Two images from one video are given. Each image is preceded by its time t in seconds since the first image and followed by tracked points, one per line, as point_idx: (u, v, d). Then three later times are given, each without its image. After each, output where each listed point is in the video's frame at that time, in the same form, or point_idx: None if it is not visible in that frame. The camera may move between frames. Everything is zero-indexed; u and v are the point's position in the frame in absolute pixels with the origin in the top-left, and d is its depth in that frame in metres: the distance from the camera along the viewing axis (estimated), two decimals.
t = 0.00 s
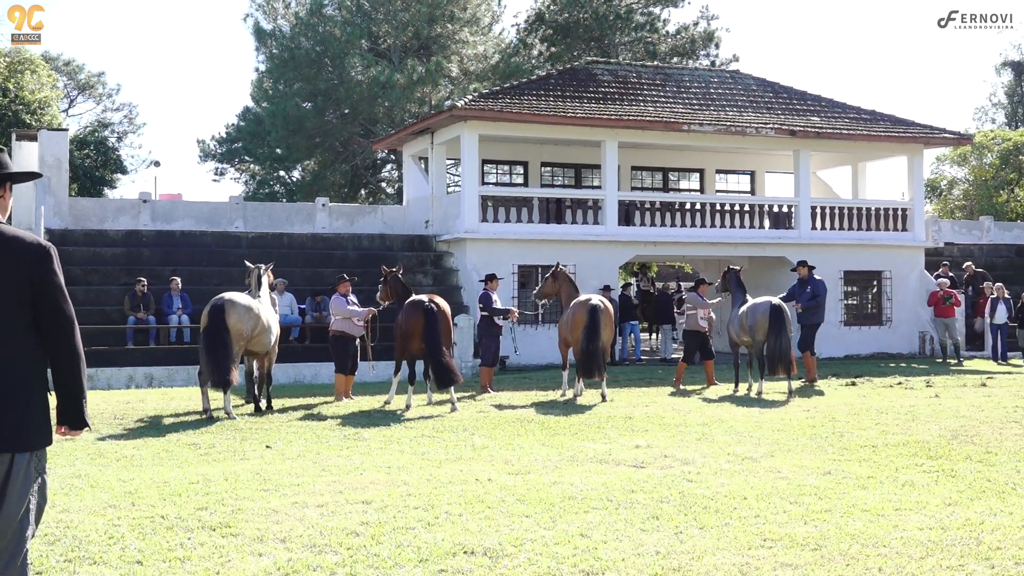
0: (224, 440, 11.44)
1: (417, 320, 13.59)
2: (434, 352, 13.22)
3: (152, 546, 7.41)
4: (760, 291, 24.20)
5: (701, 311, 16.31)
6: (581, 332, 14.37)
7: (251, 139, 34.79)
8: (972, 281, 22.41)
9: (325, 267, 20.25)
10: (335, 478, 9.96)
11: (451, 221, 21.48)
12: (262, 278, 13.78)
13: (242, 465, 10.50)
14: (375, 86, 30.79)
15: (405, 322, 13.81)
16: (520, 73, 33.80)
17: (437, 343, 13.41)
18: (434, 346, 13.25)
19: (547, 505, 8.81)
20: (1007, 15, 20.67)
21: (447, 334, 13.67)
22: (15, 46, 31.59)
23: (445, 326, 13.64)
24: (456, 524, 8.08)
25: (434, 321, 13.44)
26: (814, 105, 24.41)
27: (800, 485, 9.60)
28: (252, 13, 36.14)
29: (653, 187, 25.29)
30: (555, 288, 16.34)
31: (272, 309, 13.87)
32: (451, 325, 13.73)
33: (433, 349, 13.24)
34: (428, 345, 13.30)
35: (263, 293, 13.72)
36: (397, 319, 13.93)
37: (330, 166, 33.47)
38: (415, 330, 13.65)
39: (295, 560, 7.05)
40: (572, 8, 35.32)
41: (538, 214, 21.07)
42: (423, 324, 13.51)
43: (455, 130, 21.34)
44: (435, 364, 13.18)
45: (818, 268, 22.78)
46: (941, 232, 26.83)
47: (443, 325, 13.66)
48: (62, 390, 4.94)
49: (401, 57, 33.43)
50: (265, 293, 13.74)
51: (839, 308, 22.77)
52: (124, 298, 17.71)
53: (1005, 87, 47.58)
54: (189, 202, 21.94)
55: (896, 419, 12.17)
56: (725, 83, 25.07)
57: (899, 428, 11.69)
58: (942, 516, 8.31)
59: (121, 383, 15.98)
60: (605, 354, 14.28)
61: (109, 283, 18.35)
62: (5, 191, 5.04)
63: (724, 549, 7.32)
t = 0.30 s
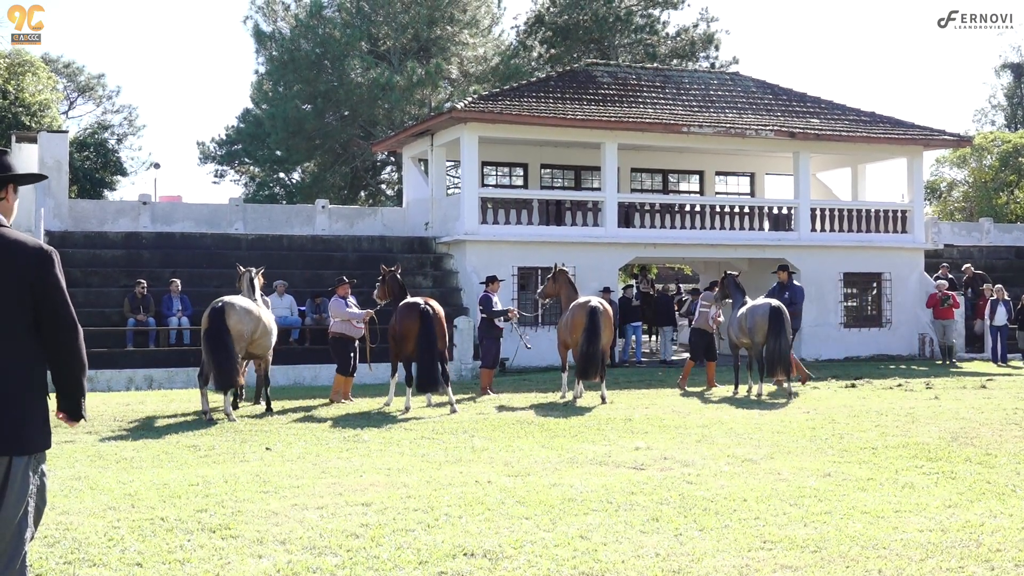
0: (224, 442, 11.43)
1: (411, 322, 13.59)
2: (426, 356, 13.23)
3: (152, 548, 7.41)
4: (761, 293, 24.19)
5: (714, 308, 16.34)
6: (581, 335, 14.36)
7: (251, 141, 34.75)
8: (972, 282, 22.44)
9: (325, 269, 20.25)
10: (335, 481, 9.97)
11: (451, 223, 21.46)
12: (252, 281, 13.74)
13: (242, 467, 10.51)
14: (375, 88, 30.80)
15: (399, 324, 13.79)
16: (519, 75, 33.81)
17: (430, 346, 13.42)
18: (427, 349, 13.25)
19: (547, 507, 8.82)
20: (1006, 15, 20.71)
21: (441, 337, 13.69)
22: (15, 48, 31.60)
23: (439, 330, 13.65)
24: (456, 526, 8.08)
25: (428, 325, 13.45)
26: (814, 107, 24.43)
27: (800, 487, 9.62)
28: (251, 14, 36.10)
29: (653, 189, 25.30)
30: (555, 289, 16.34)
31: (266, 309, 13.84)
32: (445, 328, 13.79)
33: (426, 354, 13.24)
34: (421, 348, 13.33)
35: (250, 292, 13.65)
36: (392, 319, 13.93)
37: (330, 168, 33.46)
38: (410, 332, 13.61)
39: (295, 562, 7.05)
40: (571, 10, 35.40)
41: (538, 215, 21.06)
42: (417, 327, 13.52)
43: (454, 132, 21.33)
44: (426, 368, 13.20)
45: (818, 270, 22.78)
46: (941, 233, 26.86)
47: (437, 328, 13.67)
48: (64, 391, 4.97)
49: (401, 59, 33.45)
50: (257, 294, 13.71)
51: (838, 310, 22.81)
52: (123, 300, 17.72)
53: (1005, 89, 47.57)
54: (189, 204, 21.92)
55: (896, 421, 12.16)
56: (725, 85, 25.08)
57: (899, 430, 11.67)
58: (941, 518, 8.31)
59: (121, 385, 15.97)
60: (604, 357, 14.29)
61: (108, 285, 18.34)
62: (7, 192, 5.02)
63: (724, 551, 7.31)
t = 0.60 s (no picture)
0: (219, 448, 11.29)
1: (406, 327, 13.43)
2: (419, 362, 13.11)
3: (147, 556, 7.27)
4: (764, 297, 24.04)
5: (720, 313, 16.14)
6: (581, 340, 14.22)
7: (248, 144, 34.62)
8: (976, 287, 22.43)
9: (322, 273, 20.12)
10: (332, 487, 9.85)
11: (450, 226, 21.32)
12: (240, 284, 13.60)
13: (239, 474, 10.38)
14: (372, 90, 30.72)
15: (392, 329, 13.61)
16: (519, 76, 33.68)
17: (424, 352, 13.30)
18: (421, 355, 13.14)
19: (547, 514, 8.69)
20: (1006, 16, 20.61)
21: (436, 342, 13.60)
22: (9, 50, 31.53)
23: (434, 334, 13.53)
24: (456, 533, 7.95)
25: (423, 330, 13.33)
26: (817, 110, 24.32)
27: (802, 494, 9.48)
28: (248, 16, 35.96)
29: (654, 192, 25.19)
30: (554, 292, 16.18)
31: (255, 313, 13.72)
32: (439, 335, 13.70)
33: (419, 359, 13.13)
34: (416, 351, 13.18)
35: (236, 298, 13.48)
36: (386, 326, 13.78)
37: (327, 171, 33.32)
38: (404, 337, 13.44)
39: (291, 570, 6.91)
40: (572, 11, 35.39)
41: (538, 219, 20.92)
42: (412, 332, 13.38)
43: (453, 134, 21.22)
44: (418, 374, 13.11)
45: (822, 274, 22.63)
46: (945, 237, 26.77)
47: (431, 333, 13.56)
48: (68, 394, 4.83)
49: (399, 61, 33.35)
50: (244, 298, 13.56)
51: (841, 315, 22.63)
52: (118, 304, 17.59)
53: (1010, 91, 47.50)
54: (185, 207, 21.82)
55: (900, 427, 12.01)
56: (727, 87, 24.97)
57: (904, 436, 11.52)
58: (946, 525, 8.19)
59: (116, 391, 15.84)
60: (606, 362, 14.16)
61: (103, 289, 18.20)
62: (10, 193, 4.87)
63: (726, 559, 7.18)
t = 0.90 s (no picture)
0: (205, 463, 10.78)
1: (398, 336, 12.94)
2: (412, 371, 12.61)
3: None
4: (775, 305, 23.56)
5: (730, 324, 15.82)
6: (584, 349, 13.72)
7: (235, 145, 33.98)
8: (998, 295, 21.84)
9: (312, 280, 19.63)
10: (323, 504, 9.35)
11: (446, 231, 20.85)
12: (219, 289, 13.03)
13: (225, 490, 9.89)
14: (366, 89, 30.28)
15: (384, 339, 13.14)
16: (519, 74, 33.17)
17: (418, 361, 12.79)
18: (414, 364, 12.64)
19: (547, 532, 8.20)
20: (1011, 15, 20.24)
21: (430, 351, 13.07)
22: None
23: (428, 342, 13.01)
24: (452, 553, 7.48)
25: (415, 338, 12.83)
26: (831, 109, 23.85)
27: (816, 512, 8.99)
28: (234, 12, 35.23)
29: (660, 195, 24.72)
30: (557, 296, 15.70)
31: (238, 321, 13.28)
32: (433, 341, 13.19)
33: (412, 369, 12.64)
34: (407, 361, 12.69)
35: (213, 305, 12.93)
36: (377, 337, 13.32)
37: (318, 173, 32.80)
38: (395, 347, 12.95)
39: None
40: (574, 7, 34.87)
41: (538, 223, 20.48)
42: (402, 341, 12.90)
43: (450, 135, 20.75)
44: (412, 384, 12.61)
45: (835, 281, 22.13)
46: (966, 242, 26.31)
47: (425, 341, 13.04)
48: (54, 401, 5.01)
49: (394, 57, 32.91)
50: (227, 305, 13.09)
51: (857, 324, 22.14)
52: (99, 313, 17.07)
53: None
54: (169, 211, 21.36)
55: (918, 441, 11.50)
56: (736, 85, 24.53)
57: (921, 451, 11.02)
58: (967, 544, 7.73)
59: (96, 404, 15.31)
60: (611, 371, 13.68)
61: (85, 296, 17.72)
62: None
63: None
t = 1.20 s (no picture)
0: (188, 473, 10.28)
1: (389, 341, 12.46)
2: (406, 377, 12.14)
3: None
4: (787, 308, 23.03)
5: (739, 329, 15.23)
6: (586, 354, 13.22)
7: (221, 138, 33.12)
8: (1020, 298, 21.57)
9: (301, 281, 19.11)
10: (312, 517, 8.85)
11: (442, 230, 20.36)
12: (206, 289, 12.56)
13: (209, 502, 9.38)
14: (358, 80, 29.36)
15: (375, 344, 12.65)
16: (518, 64, 32.12)
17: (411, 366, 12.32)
18: (407, 369, 12.17)
19: (549, 546, 7.71)
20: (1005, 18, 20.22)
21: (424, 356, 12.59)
22: None
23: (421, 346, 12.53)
24: (448, 568, 7.04)
25: (407, 342, 12.35)
26: (848, 102, 23.35)
27: (831, 525, 8.49)
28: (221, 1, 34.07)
29: (669, 191, 24.24)
30: (559, 301, 15.20)
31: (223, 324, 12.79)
32: (426, 344, 12.71)
33: (406, 374, 12.17)
34: (401, 366, 12.21)
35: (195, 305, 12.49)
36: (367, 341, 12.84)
37: (308, 169, 31.92)
38: (387, 352, 12.46)
39: None
40: None
41: (539, 221, 19.94)
42: (394, 344, 12.42)
43: (447, 129, 20.26)
44: (406, 391, 12.12)
45: (851, 283, 21.62)
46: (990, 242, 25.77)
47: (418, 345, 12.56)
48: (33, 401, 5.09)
49: (387, 47, 31.93)
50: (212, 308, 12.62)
51: (876, 327, 21.66)
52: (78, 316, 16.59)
53: None
54: (151, 209, 20.89)
55: (939, 451, 10.99)
56: (748, 77, 24.02)
57: (942, 461, 10.51)
58: (991, 560, 7.33)
59: (74, 411, 14.81)
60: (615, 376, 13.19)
61: (63, 298, 17.23)
62: None
63: None
